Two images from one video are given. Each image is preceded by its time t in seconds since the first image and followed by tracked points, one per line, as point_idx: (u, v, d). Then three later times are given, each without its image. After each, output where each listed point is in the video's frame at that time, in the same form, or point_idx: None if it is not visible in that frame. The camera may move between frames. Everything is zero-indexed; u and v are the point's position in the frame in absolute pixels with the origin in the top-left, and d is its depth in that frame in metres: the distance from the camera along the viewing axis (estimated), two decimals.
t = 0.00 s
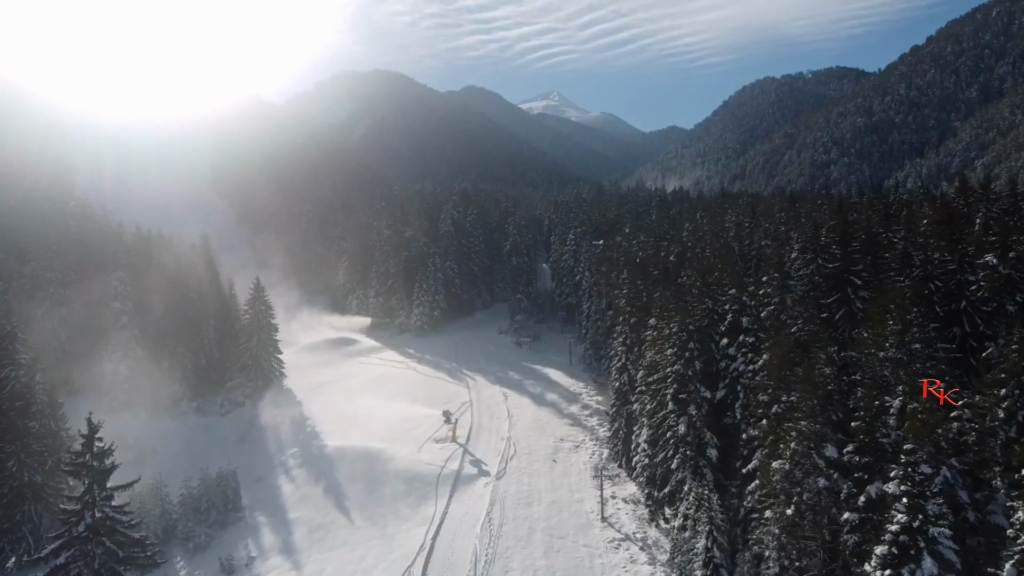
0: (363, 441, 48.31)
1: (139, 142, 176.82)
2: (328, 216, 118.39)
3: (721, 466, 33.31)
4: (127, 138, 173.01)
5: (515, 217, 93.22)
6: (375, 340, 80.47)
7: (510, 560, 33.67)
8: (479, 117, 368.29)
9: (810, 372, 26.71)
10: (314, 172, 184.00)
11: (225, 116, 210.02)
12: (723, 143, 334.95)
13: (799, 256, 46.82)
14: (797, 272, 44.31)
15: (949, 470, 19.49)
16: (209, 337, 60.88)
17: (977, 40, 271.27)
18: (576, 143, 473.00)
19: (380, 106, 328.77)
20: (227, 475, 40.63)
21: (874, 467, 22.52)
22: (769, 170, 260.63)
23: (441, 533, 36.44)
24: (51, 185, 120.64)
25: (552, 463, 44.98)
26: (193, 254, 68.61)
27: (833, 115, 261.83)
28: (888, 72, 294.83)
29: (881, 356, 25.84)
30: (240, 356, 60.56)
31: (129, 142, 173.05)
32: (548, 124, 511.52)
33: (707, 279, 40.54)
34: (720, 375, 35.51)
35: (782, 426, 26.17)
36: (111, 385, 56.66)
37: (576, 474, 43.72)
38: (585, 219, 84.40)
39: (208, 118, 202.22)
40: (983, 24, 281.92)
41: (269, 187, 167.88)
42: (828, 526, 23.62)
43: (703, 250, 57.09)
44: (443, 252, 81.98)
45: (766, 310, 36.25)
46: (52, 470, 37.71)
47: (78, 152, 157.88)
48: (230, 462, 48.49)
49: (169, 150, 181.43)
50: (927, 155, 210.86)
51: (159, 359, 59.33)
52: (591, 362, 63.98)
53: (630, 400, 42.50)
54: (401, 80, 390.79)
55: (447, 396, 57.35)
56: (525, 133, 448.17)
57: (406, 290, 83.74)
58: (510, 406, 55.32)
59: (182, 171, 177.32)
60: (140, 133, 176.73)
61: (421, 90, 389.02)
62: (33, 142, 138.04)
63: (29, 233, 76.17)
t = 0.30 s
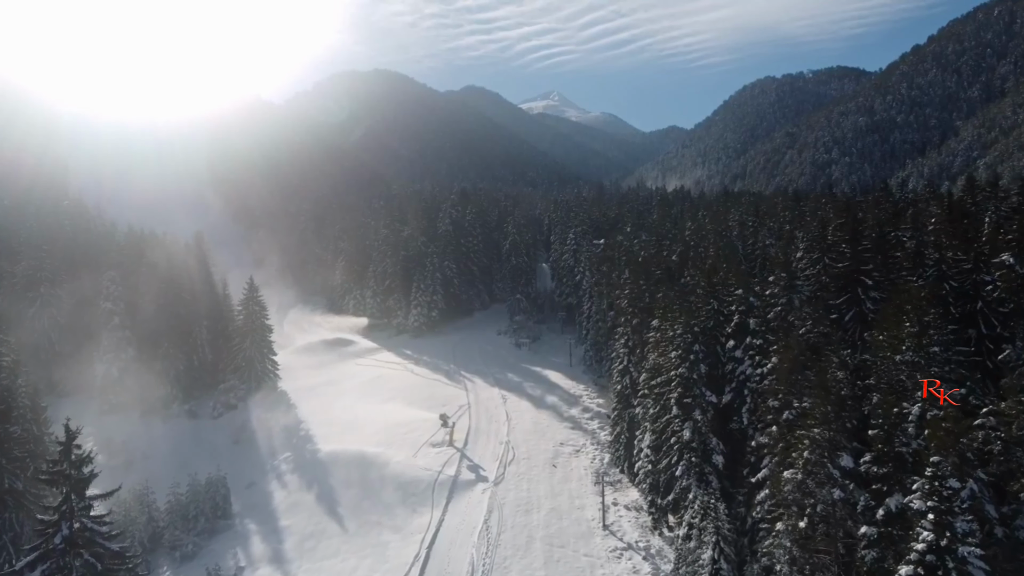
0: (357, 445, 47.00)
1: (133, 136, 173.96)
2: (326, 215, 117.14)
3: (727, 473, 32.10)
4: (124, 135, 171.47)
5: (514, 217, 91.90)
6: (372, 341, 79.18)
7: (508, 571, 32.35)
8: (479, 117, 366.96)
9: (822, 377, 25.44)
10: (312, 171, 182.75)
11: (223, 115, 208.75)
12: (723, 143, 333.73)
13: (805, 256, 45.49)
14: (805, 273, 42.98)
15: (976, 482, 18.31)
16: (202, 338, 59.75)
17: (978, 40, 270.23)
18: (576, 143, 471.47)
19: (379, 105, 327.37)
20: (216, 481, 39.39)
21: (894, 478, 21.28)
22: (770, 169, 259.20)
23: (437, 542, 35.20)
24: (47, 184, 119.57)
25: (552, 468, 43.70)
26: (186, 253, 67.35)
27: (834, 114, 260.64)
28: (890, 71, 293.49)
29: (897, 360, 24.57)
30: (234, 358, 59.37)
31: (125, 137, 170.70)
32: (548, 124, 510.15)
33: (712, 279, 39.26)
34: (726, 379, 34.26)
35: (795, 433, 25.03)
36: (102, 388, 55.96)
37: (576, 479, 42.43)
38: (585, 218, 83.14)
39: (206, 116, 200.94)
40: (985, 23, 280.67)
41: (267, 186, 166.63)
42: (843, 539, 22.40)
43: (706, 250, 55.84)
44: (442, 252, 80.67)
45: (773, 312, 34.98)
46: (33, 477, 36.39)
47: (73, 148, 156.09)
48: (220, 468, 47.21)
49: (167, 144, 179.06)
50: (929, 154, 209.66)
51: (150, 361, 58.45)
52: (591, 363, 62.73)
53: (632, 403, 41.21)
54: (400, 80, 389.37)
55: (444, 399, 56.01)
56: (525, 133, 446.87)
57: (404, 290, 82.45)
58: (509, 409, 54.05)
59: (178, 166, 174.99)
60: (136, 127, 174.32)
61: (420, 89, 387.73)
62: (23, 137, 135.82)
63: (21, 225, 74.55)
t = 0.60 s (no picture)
0: (350, 450, 45.52)
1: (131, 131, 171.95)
2: (323, 215, 115.83)
3: (735, 480, 30.82)
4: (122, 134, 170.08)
5: (513, 216, 90.48)
6: (369, 342, 77.81)
7: None
8: (478, 116, 365.75)
9: (837, 381, 24.05)
10: (310, 170, 181.57)
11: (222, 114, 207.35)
12: (724, 142, 332.45)
13: (813, 255, 44.06)
14: (812, 273, 41.56)
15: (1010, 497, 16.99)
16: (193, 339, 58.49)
17: (979, 39, 269.16)
18: (576, 143, 470.15)
19: (378, 105, 326.12)
20: (203, 488, 38.03)
21: (916, 490, 19.94)
22: (771, 169, 257.79)
23: (432, 552, 33.84)
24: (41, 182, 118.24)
25: (552, 474, 42.32)
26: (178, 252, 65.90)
27: (836, 114, 259.44)
28: (891, 70, 292.25)
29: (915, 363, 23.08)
30: (226, 360, 58.06)
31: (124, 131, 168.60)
32: (548, 124, 508.84)
33: (718, 278, 37.81)
34: (732, 383, 32.90)
35: (809, 442, 23.67)
36: (92, 390, 54.81)
37: (577, 486, 41.04)
38: (586, 217, 81.85)
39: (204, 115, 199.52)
40: (986, 23, 279.50)
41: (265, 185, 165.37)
42: (861, 556, 21.08)
43: (709, 249, 54.51)
44: (440, 251, 79.23)
45: (781, 313, 33.64)
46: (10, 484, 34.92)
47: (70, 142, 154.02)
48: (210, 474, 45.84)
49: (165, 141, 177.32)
50: (931, 154, 208.44)
51: (141, 362, 57.15)
52: (592, 365, 61.34)
53: (635, 408, 39.81)
54: (399, 79, 387.54)
55: (442, 402, 54.54)
56: (525, 132, 445.51)
57: (401, 290, 81.01)
58: (507, 412, 52.66)
59: (177, 162, 172.89)
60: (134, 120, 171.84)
61: (420, 88, 386.13)
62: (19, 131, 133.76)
63: (10, 217, 72.61)
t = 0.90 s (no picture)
0: (343, 455, 44.18)
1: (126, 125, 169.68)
2: (321, 214, 114.42)
3: (743, 489, 29.54)
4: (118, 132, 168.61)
5: (513, 214, 89.12)
6: (365, 343, 76.45)
7: None
8: (478, 116, 364.47)
9: (853, 387, 22.74)
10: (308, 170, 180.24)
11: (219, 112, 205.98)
12: (724, 142, 331.12)
13: (822, 254, 42.67)
14: (821, 273, 40.16)
15: None
16: (185, 340, 57.04)
17: (981, 38, 267.84)
18: (577, 142, 468.80)
19: (377, 104, 324.88)
20: (190, 496, 36.66)
21: (942, 504, 18.66)
22: (772, 168, 256.43)
23: (427, 562, 32.53)
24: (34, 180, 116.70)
25: (552, 480, 40.98)
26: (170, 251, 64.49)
27: (837, 113, 258.16)
28: (892, 70, 290.91)
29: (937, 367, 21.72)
30: (218, 361, 56.65)
31: (118, 125, 166.41)
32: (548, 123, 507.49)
33: (724, 277, 36.48)
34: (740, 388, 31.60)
35: (825, 451, 22.35)
36: (82, 391, 53.80)
37: (577, 493, 39.70)
38: (586, 216, 80.50)
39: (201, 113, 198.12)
40: (988, 22, 277.99)
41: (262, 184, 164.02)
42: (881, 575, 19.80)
43: (712, 249, 53.16)
44: (438, 250, 77.92)
45: (791, 314, 32.27)
46: None
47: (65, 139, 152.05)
48: (199, 480, 44.47)
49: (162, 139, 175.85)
50: (933, 153, 207.05)
51: (131, 363, 55.97)
52: (593, 367, 60.03)
53: (638, 412, 38.47)
54: (399, 78, 386.05)
55: (439, 405, 53.17)
56: (524, 132, 444.32)
57: (398, 290, 79.68)
58: (506, 415, 51.35)
59: (175, 156, 171.24)
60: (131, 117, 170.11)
61: (419, 87, 384.72)
62: (13, 129, 132.21)
63: None
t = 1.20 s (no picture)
0: (336, 461, 42.79)
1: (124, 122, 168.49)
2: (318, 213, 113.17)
3: (751, 499, 28.16)
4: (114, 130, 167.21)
5: (512, 213, 87.79)
6: (362, 345, 75.07)
7: None
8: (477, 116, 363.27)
9: (871, 394, 21.37)
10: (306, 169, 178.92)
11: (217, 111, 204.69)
12: (725, 142, 329.82)
13: (831, 253, 41.34)
14: (831, 273, 38.80)
15: None
16: (176, 342, 55.63)
17: (983, 37, 266.24)
18: (577, 142, 467.47)
19: (376, 103, 323.65)
20: (176, 504, 35.32)
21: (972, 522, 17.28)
22: (773, 168, 255.18)
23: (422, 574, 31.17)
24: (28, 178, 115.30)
25: (551, 487, 39.61)
26: (161, 251, 63.11)
27: (838, 112, 256.85)
28: (893, 69, 289.46)
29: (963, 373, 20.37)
30: (210, 363, 55.27)
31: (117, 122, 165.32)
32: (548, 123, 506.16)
33: (730, 277, 35.13)
34: (748, 393, 30.24)
35: (842, 461, 21.00)
36: (71, 394, 52.70)
37: (578, 500, 38.31)
38: (586, 216, 79.16)
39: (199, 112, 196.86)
40: (989, 20, 276.47)
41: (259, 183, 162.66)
42: None
43: (716, 248, 51.75)
44: (436, 250, 76.64)
45: (801, 316, 30.89)
46: None
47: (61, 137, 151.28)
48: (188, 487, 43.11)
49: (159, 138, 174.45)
50: (935, 153, 205.57)
51: (121, 366, 54.59)
52: (594, 369, 58.70)
53: (640, 417, 37.09)
54: (398, 78, 384.90)
55: (435, 408, 51.80)
56: (524, 132, 443.10)
57: (395, 290, 78.35)
58: (505, 418, 50.01)
59: (173, 154, 170.17)
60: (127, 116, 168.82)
61: (418, 87, 383.39)
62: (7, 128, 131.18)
63: None
